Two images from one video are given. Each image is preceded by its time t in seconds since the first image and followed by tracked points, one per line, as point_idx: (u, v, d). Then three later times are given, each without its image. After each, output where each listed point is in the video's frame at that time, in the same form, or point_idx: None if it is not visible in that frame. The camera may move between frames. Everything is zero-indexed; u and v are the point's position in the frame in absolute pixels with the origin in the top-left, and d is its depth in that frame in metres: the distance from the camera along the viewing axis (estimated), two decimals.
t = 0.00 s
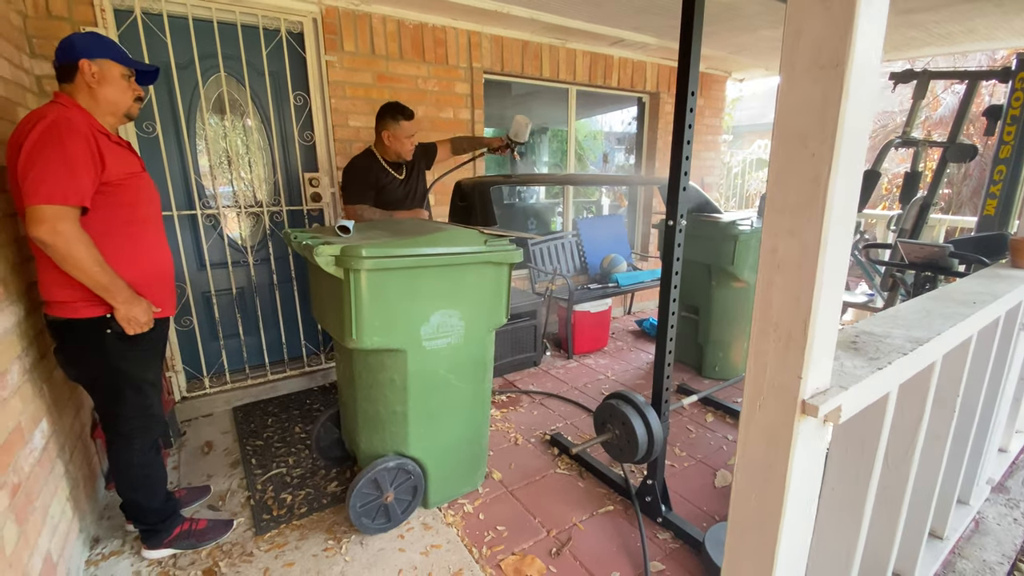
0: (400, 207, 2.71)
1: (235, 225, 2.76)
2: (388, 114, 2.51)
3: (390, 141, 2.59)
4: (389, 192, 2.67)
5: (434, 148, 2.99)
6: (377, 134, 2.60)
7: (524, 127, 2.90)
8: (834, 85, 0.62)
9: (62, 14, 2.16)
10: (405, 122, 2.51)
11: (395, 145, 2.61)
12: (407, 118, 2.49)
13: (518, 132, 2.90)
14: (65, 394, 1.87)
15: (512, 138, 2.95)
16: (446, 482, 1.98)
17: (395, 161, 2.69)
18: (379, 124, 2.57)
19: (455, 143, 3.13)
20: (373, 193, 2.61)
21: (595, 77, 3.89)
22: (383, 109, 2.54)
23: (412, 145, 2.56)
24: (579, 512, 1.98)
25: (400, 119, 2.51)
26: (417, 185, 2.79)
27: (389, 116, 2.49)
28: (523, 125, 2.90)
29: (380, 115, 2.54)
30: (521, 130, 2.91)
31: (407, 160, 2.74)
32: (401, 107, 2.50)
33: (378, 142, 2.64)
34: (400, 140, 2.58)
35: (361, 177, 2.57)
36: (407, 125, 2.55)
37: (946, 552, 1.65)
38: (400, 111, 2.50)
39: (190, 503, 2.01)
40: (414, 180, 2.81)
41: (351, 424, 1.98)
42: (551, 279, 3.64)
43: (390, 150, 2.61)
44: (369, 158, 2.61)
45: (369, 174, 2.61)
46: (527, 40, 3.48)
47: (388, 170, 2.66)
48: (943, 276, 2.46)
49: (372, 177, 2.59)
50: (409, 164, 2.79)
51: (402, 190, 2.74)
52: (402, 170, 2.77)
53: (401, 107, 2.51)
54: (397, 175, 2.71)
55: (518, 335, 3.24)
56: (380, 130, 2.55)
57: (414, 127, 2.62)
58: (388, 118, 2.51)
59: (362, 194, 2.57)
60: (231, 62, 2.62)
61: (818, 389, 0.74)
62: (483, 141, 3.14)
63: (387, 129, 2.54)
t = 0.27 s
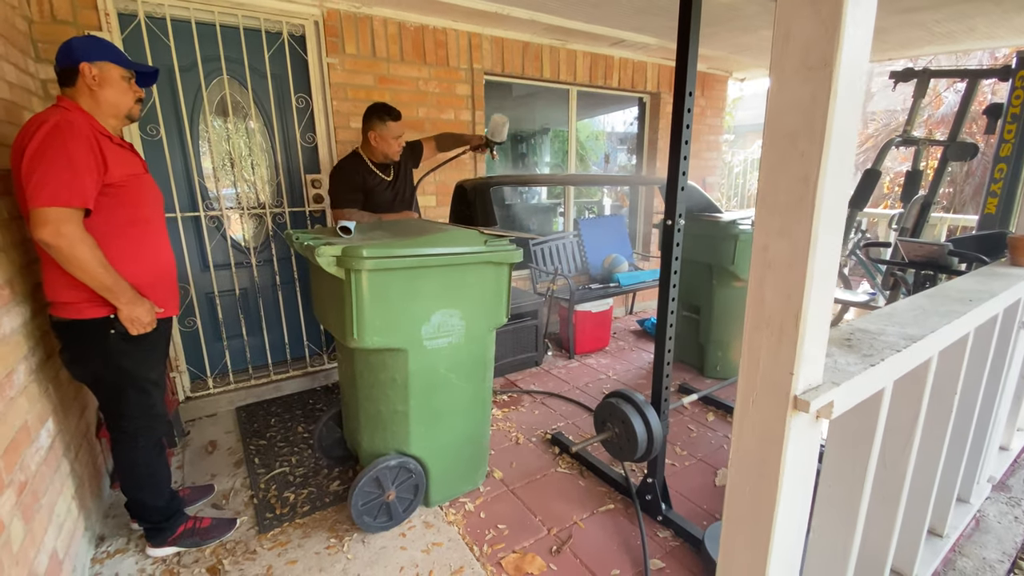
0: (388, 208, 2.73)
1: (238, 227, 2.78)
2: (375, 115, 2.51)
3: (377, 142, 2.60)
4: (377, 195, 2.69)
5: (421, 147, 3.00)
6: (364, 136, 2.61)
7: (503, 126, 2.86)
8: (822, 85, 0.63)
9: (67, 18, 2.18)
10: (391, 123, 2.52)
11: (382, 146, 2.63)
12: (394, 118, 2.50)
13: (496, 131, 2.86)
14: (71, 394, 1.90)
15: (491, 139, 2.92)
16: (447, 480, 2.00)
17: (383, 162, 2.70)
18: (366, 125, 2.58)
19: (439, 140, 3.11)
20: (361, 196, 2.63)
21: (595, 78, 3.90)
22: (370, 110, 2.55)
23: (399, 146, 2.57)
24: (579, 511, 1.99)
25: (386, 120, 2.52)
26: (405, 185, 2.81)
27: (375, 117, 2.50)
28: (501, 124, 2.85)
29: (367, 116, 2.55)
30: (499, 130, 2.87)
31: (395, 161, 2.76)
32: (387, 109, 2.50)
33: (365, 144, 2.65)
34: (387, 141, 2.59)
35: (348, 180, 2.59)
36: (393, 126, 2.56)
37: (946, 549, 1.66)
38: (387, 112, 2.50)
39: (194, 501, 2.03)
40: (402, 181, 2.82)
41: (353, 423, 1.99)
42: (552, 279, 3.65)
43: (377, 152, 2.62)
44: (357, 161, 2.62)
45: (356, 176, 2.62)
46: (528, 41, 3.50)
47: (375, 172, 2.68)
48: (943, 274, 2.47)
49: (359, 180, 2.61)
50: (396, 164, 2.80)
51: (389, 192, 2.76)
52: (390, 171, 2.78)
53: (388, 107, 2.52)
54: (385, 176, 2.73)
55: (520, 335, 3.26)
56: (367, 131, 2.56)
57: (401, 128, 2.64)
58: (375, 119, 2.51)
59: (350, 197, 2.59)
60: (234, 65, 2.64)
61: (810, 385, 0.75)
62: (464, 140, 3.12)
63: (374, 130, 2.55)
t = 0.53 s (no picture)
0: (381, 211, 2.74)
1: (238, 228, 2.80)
2: (364, 115, 2.54)
3: (367, 142, 2.62)
4: (370, 197, 2.70)
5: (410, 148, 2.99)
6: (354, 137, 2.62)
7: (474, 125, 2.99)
8: (811, 85, 0.64)
9: (68, 22, 2.20)
10: (381, 121, 2.54)
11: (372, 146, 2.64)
12: (383, 116, 2.53)
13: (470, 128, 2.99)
14: (73, 395, 1.91)
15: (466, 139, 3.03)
16: (447, 480, 2.00)
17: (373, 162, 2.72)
18: (356, 125, 2.59)
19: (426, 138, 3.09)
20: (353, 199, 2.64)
21: (595, 78, 3.91)
22: (358, 110, 2.57)
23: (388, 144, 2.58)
24: (579, 510, 1.99)
25: (376, 119, 2.55)
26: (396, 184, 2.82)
27: (364, 115, 2.52)
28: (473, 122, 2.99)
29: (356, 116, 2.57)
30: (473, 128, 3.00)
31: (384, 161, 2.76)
32: (376, 107, 2.53)
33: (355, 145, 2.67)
34: (376, 140, 2.61)
35: (339, 182, 2.60)
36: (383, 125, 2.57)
37: (945, 547, 1.66)
38: (376, 110, 2.53)
39: (195, 502, 2.04)
40: (393, 182, 2.83)
41: (353, 423, 2.00)
42: (552, 279, 3.67)
43: (366, 152, 2.64)
44: (347, 162, 2.64)
45: (347, 178, 2.63)
46: (527, 42, 3.51)
47: (366, 174, 2.69)
48: (941, 272, 2.49)
49: (350, 183, 2.62)
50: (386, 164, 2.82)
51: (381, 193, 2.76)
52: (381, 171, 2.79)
53: (376, 107, 2.55)
54: (376, 177, 2.74)
55: (520, 335, 3.26)
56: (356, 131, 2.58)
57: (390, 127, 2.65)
58: (364, 118, 2.53)
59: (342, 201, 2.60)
60: (234, 67, 2.66)
61: (803, 382, 0.76)
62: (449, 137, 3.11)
63: (364, 129, 2.57)
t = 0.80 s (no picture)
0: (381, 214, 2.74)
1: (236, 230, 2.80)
2: (360, 114, 2.58)
3: (364, 141, 2.64)
4: (370, 198, 2.70)
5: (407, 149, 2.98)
6: (352, 137, 2.65)
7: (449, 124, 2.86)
8: (801, 84, 0.64)
9: (65, 24, 2.20)
10: (377, 119, 2.58)
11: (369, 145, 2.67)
12: (379, 114, 2.57)
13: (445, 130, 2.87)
14: (71, 397, 1.91)
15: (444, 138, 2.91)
16: (445, 480, 2.00)
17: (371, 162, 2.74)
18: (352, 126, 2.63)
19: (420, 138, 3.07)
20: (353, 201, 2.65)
21: (593, 79, 3.92)
22: (354, 111, 2.61)
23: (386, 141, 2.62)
24: (578, 510, 1.99)
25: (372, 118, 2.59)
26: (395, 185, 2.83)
27: (361, 114, 2.57)
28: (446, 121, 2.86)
29: (353, 117, 2.61)
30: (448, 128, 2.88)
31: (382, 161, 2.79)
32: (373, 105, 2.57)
33: (353, 146, 2.69)
34: (373, 139, 2.64)
35: (338, 184, 2.61)
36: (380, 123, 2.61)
37: (943, 546, 1.66)
38: (372, 108, 2.58)
39: (194, 503, 2.05)
40: (391, 181, 2.84)
41: (351, 424, 2.00)
42: (550, 279, 3.67)
43: (364, 151, 2.66)
44: (346, 164, 2.66)
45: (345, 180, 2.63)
46: (525, 43, 3.52)
47: (365, 175, 2.70)
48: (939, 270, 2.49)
49: (349, 185, 2.62)
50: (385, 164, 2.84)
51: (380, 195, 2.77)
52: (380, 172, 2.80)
53: (372, 106, 2.60)
54: (375, 178, 2.75)
55: (518, 336, 3.27)
56: (353, 130, 2.61)
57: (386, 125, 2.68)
58: (361, 117, 2.57)
59: (341, 203, 2.61)
60: (231, 69, 2.66)
61: (796, 380, 0.76)
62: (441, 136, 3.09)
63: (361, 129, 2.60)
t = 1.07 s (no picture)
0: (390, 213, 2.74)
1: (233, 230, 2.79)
2: (365, 113, 2.58)
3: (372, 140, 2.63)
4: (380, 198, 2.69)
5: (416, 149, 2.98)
6: (359, 139, 2.65)
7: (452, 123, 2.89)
8: (797, 84, 0.64)
9: (60, 25, 2.19)
10: (381, 116, 2.58)
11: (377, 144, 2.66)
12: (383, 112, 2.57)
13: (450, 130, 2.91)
14: (66, 399, 1.90)
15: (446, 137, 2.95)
16: (442, 481, 2.00)
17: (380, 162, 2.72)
18: (359, 126, 2.62)
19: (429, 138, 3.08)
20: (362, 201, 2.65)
21: (590, 79, 3.91)
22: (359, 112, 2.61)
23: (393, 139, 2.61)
24: (575, 511, 1.99)
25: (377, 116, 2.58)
26: (405, 183, 2.81)
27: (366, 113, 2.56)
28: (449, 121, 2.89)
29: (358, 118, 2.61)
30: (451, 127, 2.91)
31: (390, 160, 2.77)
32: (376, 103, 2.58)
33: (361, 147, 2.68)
34: (380, 137, 2.63)
35: (348, 185, 2.60)
36: (385, 121, 2.60)
37: (941, 546, 1.66)
38: (377, 106, 2.58)
39: (190, 505, 2.04)
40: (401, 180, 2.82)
41: (348, 426, 2.00)
42: (548, 280, 3.67)
43: (373, 150, 2.65)
44: (355, 165, 2.64)
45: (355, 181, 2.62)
46: (522, 43, 3.51)
47: (374, 174, 2.69)
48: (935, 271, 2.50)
49: (358, 185, 2.62)
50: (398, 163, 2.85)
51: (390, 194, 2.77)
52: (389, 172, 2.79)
53: (375, 104, 2.59)
54: (385, 178, 2.74)
55: (516, 336, 3.26)
56: (360, 131, 2.60)
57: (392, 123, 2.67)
58: (366, 117, 2.57)
59: (351, 203, 2.61)
60: (227, 69, 2.65)
61: (792, 381, 0.76)
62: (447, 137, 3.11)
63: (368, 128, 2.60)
